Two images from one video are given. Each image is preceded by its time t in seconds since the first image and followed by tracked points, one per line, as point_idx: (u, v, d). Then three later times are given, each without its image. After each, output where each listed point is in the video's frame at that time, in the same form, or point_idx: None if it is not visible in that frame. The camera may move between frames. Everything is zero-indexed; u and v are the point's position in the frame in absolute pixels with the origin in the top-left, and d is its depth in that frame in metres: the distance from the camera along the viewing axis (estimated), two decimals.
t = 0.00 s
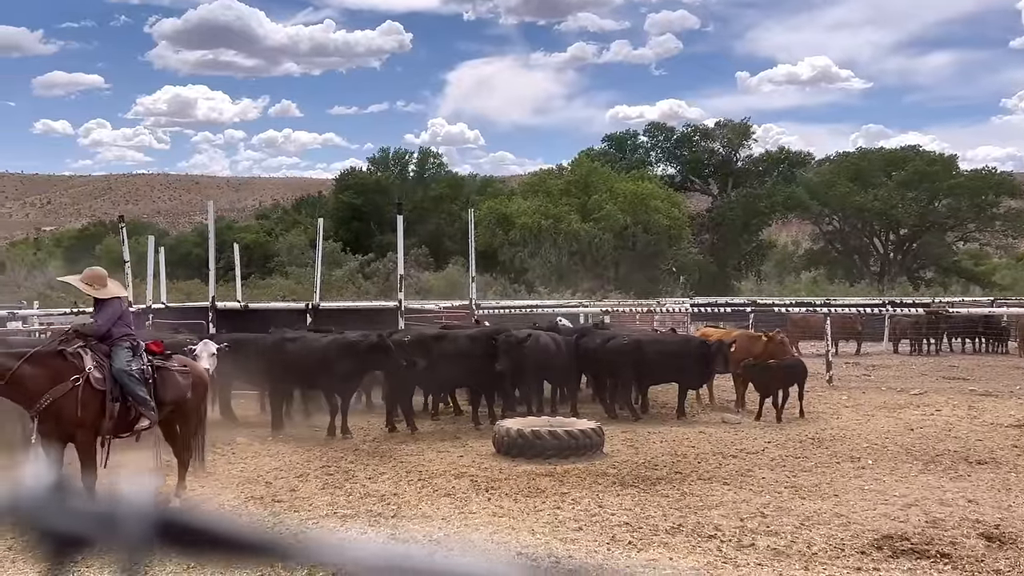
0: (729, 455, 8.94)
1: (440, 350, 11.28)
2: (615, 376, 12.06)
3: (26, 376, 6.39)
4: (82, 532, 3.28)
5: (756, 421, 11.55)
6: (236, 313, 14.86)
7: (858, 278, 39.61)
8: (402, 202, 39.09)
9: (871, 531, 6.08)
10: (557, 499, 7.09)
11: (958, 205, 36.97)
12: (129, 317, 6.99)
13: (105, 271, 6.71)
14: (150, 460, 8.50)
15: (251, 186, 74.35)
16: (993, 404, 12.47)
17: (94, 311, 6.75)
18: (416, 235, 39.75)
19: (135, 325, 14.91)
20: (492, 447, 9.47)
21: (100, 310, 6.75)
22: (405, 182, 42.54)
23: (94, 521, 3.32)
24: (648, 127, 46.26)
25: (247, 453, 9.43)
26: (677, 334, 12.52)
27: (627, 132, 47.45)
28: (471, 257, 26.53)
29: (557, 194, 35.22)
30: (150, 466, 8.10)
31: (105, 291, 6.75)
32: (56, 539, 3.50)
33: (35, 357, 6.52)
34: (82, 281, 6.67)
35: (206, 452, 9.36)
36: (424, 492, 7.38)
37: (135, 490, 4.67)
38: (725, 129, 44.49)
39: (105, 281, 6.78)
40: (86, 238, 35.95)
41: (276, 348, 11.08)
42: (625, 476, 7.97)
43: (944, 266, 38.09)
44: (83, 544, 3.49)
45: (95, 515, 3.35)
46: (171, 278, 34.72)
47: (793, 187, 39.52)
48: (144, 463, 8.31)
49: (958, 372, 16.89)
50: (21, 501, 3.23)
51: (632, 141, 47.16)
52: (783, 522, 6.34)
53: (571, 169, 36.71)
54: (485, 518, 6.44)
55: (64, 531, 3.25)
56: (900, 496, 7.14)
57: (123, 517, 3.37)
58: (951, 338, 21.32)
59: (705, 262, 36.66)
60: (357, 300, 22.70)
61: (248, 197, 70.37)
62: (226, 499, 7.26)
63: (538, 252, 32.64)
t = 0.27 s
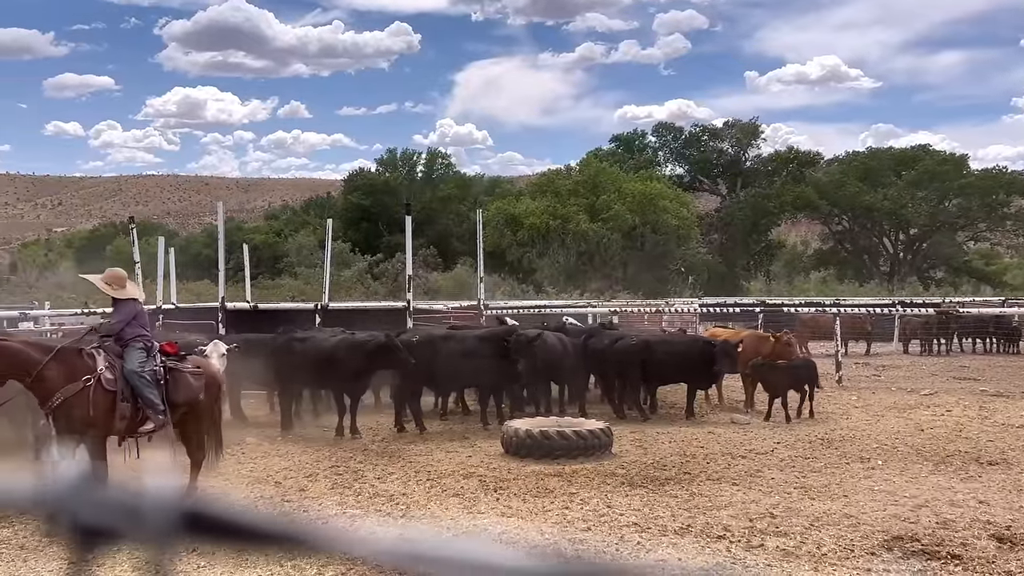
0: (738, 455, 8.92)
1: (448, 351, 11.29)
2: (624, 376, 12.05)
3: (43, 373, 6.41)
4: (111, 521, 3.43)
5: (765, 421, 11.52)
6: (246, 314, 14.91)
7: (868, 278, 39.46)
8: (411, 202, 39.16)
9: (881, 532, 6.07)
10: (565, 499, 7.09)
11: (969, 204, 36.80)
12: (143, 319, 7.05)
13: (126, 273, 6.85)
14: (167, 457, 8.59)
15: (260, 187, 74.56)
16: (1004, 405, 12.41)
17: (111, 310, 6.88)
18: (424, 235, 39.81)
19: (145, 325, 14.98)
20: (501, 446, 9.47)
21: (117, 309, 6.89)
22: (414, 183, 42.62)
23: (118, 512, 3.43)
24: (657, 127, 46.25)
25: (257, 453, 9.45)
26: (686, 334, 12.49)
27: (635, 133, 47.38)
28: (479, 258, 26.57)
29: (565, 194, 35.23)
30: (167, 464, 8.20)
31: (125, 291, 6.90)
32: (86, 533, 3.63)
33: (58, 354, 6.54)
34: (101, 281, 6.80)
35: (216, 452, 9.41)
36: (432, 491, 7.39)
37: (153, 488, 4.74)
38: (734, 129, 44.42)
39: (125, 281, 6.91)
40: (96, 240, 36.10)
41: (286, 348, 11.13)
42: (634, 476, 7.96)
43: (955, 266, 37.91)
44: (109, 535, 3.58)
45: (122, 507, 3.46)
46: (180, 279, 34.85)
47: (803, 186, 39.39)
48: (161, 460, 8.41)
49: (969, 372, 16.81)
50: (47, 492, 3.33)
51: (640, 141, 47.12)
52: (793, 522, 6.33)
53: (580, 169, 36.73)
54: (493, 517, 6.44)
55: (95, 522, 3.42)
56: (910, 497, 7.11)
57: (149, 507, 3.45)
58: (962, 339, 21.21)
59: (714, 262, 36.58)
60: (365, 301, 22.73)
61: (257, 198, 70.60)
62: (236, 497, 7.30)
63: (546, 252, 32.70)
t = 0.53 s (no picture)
0: (749, 457, 8.90)
1: (457, 352, 11.29)
2: (634, 378, 12.03)
3: (47, 376, 6.60)
4: (127, 521, 3.36)
5: (775, 422, 11.48)
6: (256, 314, 14.97)
7: (879, 279, 39.29)
8: (420, 203, 39.24)
9: (892, 533, 6.04)
10: (574, 500, 7.09)
11: (981, 204, 36.58)
12: (155, 320, 7.03)
13: (142, 273, 6.87)
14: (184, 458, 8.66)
15: (270, 189, 74.82)
16: (1016, 406, 12.34)
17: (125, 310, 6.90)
18: (434, 236, 39.86)
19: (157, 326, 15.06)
20: (510, 447, 9.47)
21: (129, 309, 6.90)
22: (423, 183, 42.68)
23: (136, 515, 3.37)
24: (666, 127, 46.19)
25: (268, 453, 9.49)
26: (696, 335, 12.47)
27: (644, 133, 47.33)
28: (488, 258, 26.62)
29: (574, 194, 35.22)
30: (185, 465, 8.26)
31: (141, 291, 6.91)
32: (105, 537, 3.60)
33: (63, 357, 6.73)
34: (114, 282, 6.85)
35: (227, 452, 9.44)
36: (442, 492, 7.40)
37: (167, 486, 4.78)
38: (744, 129, 44.32)
39: (142, 281, 6.93)
40: (108, 240, 36.31)
41: (296, 349, 11.16)
42: (643, 477, 7.95)
43: (967, 266, 37.70)
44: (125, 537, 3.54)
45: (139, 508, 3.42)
46: (191, 279, 35.00)
47: (813, 186, 39.23)
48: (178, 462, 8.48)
49: (981, 373, 16.72)
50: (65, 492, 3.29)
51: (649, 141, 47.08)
52: (804, 524, 6.31)
53: (589, 169, 36.72)
54: (502, 518, 6.44)
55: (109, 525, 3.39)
56: (921, 498, 7.08)
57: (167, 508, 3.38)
58: (973, 339, 21.10)
59: (723, 262, 36.49)
60: (375, 301, 22.78)
61: (267, 199, 70.86)
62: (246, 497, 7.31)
63: (556, 252, 32.70)
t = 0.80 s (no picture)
0: (760, 458, 8.87)
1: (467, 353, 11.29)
2: (643, 379, 12.01)
3: (48, 381, 7.16)
4: (159, 513, 3.99)
5: (786, 424, 11.44)
6: (266, 315, 15.01)
7: (890, 279, 39.12)
8: (430, 204, 39.31)
9: (904, 535, 6.01)
10: (584, 501, 7.09)
11: (993, 204, 36.36)
12: (157, 322, 7.11)
13: (152, 274, 7.01)
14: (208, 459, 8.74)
15: (281, 190, 75.05)
16: None
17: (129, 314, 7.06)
18: (443, 237, 39.92)
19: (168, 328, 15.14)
20: (520, 448, 9.49)
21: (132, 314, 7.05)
22: (433, 185, 42.73)
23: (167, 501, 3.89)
24: (676, 127, 46.11)
25: (280, 453, 9.53)
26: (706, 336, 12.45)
27: (654, 134, 47.25)
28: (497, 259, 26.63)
29: (584, 195, 35.21)
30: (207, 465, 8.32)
31: (150, 294, 7.08)
32: (141, 524, 4.16)
33: (68, 363, 7.23)
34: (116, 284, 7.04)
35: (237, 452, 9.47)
36: (452, 493, 7.42)
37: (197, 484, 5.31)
38: (754, 129, 44.20)
39: (152, 284, 7.09)
40: (119, 242, 36.52)
41: (307, 350, 11.21)
42: (654, 478, 7.95)
43: (979, 267, 37.48)
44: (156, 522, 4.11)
45: (168, 499, 3.96)
46: (203, 281, 35.18)
47: (824, 186, 39.07)
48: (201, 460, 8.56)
49: (994, 374, 16.62)
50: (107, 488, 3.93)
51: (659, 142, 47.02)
52: (814, 525, 6.29)
53: (599, 170, 36.73)
54: (512, 519, 6.45)
55: (142, 512, 3.98)
56: (933, 500, 7.05)
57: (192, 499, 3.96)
58: (986, 341, 20.97)
59: (734, 263, 36.40)
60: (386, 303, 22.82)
61: (278, 200, 71.10)
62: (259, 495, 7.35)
63: (565, 253, 32.70)
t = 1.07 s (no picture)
0: (770, 460, 8.84)
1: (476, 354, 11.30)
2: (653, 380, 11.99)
3: (60, 378, 7.50)
4: (176, 508, 4.44)
5: (796, 425, 11.39)
6: (277, 316, 15.05)
7: (901, 280, 38.95)
8: (440, 206, 39.35)
9: (916, 538, 5.98)
10: (594, 503, 7.08)
11: (1005, 204, 36.12)
12: (156, 323, 7.13)
13: (158, 276, 7.08)
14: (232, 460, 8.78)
15: (291, 192, 75.26)
16: None
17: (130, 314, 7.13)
18: (453, 239, 39.94)
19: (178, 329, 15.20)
20: (529, 449, 9.48)
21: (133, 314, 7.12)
22: (442, 186, 42.75)
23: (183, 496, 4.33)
24: (685, 128, 46.01)
25: (290, 454, 9.55)
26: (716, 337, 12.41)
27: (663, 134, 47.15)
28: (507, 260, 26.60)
29: (593, 196, 35.18)
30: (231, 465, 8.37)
31: (154, 295, 7.14)
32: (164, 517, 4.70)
33: (81, 362, 7.53)
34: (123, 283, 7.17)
35: (248, 453, 9.50)
36: (461, 494, 7.44)
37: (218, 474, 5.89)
38: (764, 130, 44.08)
39: (157, 284, 7.13)
40: (130, 244, 36.68)
41: (317, 351, 11.24)
42: (664, 480, 7.92)
43: (992, 267, 37.25)
44: (177, 515, 4.58)
45: (185, 495, 4.41)
46: (213, 282, 35.29)
47: (834, 186, 38.90)
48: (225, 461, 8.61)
49: (1007, 376, 16.52)
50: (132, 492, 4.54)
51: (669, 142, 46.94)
52: (825, 527, 6.27)
53: (608, 171, 36.71)
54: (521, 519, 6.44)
55: (162, 505, 4.49)
56: (945, 502, 7.01)
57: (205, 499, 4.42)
58: (999, 342, 20.84)
59: (744, 264, 36.28)
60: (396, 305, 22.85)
61: (288, 202, 71.32)
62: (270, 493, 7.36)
63: (574, 254, 32.67)
